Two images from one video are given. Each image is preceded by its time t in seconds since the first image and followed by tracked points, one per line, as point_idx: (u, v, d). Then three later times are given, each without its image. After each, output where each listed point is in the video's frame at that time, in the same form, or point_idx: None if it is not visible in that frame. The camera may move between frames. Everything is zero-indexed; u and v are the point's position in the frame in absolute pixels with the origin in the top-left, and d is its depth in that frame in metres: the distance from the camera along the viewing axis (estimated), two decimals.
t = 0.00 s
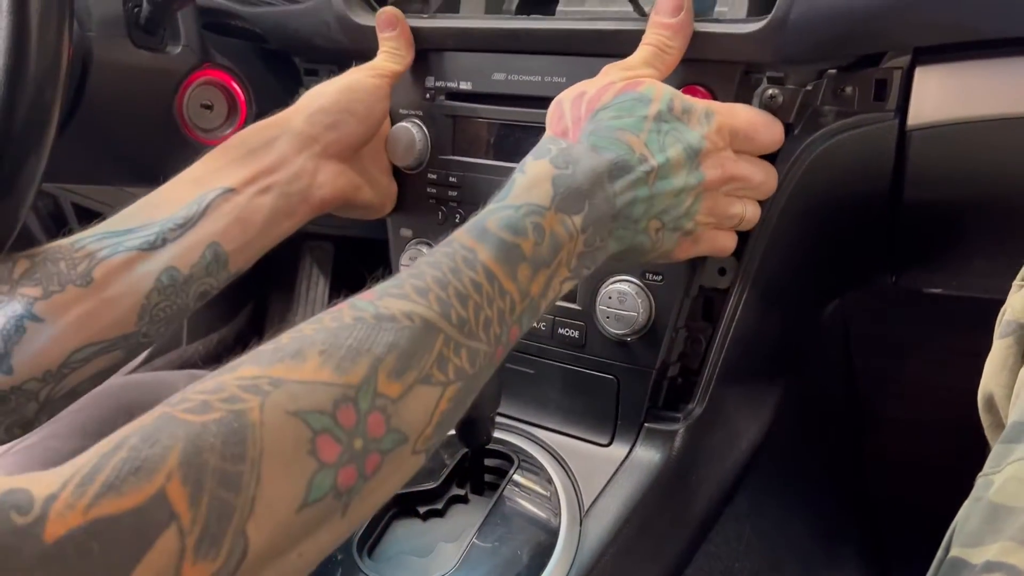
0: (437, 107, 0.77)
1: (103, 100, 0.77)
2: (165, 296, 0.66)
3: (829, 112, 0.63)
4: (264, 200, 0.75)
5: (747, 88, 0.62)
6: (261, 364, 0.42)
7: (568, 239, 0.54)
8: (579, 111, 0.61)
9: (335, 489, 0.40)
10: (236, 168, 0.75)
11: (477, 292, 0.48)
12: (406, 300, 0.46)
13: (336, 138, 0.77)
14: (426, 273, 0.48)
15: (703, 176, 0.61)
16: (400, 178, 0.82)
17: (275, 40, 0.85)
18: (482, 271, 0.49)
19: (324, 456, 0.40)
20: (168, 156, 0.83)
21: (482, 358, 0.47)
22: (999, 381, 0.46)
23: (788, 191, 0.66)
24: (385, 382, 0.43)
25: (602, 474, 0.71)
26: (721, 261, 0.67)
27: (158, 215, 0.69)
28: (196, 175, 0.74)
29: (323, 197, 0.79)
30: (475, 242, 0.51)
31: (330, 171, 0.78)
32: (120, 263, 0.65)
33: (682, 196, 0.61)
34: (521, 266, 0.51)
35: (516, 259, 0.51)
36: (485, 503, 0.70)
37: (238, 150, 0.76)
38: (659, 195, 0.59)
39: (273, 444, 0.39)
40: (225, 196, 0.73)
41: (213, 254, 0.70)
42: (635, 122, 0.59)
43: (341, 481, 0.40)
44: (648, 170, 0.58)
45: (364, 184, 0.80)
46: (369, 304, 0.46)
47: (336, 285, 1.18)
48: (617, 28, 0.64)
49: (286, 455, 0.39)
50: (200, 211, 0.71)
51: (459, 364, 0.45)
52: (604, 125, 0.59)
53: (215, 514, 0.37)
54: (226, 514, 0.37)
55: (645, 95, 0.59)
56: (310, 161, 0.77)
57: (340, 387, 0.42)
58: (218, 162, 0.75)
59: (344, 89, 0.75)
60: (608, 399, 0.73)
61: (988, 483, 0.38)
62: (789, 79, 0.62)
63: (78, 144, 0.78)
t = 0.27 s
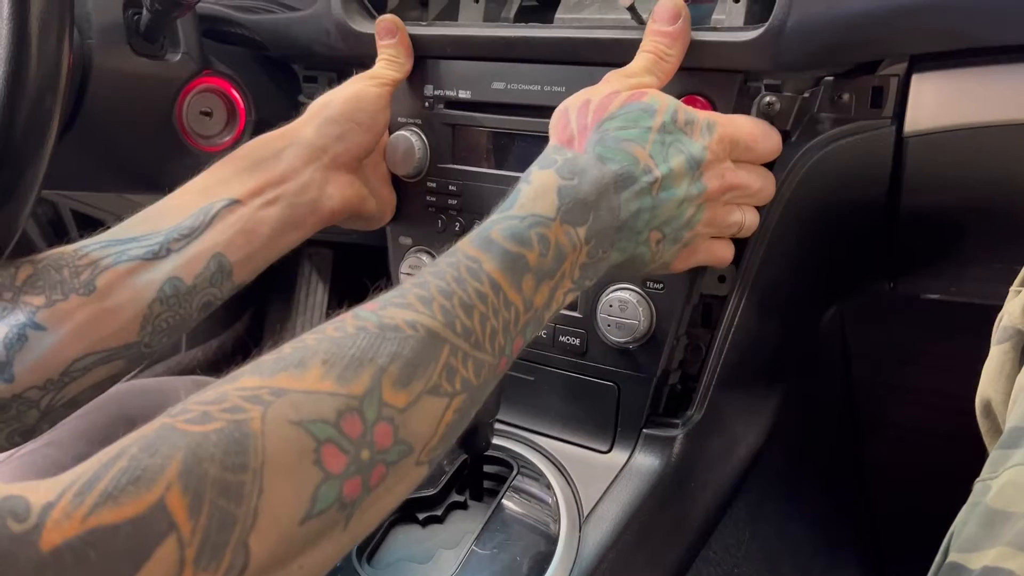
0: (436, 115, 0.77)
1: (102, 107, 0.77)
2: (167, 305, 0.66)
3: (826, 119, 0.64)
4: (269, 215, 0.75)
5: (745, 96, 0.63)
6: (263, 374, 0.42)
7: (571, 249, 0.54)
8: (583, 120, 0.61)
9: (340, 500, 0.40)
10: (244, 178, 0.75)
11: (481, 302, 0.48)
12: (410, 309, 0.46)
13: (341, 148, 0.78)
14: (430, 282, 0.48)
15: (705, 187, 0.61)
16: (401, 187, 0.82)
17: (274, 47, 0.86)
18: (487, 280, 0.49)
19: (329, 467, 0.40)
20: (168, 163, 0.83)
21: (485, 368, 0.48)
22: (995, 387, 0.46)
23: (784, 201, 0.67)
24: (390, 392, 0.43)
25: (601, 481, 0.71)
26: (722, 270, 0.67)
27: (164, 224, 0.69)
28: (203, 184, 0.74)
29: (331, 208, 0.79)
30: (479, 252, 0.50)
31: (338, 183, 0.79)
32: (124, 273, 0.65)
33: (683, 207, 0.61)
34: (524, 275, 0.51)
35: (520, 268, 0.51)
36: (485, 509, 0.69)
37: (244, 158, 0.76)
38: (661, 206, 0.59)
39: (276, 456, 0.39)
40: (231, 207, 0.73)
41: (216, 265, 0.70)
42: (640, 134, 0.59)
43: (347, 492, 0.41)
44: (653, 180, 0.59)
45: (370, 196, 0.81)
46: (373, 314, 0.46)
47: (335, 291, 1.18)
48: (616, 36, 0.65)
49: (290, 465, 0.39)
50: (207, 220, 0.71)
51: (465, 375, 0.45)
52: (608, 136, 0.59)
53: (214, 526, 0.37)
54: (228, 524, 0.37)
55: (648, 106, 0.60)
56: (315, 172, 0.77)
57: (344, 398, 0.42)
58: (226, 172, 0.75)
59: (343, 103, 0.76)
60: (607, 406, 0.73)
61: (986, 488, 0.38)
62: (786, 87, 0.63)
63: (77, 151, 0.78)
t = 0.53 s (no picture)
0: (434, 119, 0.77)
1: (102, 111, 0.77)
2: (160, 311, 0.67)
3: (825, 123, 0.64)
4: (261, 223, 0.76)
5: (743, 100, 0.63)
6: (260, 376, 0.42)
7: (565, 255, 0.54)
8: (579, 126, 0.61)
9: (337, 504, 0.40)
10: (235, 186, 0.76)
11: (476, 308, 0.48)
12: (405, 313, 0.46)
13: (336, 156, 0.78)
14: (425, 288, 0.48)
15: (700, 199, 0.61)
16: (400, 191, 0.82)
17: (274, 52, 0.86)
18: (482, 285, 0.49)
19: (328, 469, 0.40)
20: (168, 167, 0.83)
21: (479, 374, 0.48)
22: (995, 390, 0.46)
23: (782, 207, 0.67)
24: (387, 396, 0.43)
25: (601, 485, 0.71)
26: (720, 276, 0.67)
27: (157, 231, 0.70)
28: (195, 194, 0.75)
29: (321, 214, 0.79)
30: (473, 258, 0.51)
31: (330, 190, 0.79)
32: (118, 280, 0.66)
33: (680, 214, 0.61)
34: (520, 281, 0.51)
35: (515, 274, 0.51)
36: (484, 513, 0.69)
37: (240, 164, 0.77)
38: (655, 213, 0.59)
39: (274, 456, 0.39)
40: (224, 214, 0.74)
41: (209, 272, 0.71)
42: (636, 143, 0.59)
43: (345, 495, 0.41)
44: (644, 191, 0.59)
45: (365, 201, 0.81)
46: (367, 318, 0.46)
47: (334, 295, 1.18)
48: (615, 41, 0.65)
49: (288, 465, 0.39)
50: (200, 228, 0.72)
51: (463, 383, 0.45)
52: (603, 144, 0.59)
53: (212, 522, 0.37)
54: (225, 522, 0.37)
55: (644, 114, 0.60)
56: (310, 180, 0.78)
57: (342, 401, 0.42)
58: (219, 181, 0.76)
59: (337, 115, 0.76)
60: (607, 410, 0.73)
61: (986, 492, 0.38)
62: (785, 91, 0.62)
63: (76, 155, 0.78)
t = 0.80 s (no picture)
0: (434, 120, 0.77)
1: (100, 111, 0.76)
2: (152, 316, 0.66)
3: (825, 123, 0.64)
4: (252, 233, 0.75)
5: (742, 101, 0.63)
6: (264, 394, 0.41)
7: (574, 261, 0.53)
8: (590, 129, 0.60)
9: (344, 524, 0.40)
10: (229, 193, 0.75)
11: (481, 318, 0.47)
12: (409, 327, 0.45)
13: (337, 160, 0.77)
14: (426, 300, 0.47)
15: (713, 206, 0.60)
16: (399, 192, 0.82)
17: (273, 53, 0.86)
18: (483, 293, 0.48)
19: (332, 490, 0.39)
20: (166, 167, 0.83)
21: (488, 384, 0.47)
22: (996, 391, 0.46)
23: (781, 208, 0.67)
24: (393, 414, 0.42)
25: (600, 487, 0.71)
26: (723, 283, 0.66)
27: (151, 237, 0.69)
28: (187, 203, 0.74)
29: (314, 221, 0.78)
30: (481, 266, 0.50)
31: (322, 196, 0.78)
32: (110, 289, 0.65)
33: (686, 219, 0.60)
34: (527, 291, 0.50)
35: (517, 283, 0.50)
36: (482, 516, 0.69)
37: (232, 170, 0.75)
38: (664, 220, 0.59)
39: (279, 476, 0.39)
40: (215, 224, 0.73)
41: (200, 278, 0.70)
42: (647, 148, 0.58)
43: (350, 516, 0.40)
44: (657, 195, 0.58)
45: (357, 207, 0.80)
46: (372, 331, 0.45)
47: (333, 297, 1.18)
48: (614, 41, 0.65)
49: (294, 490, 0.39)
50: (191, 234, 0.71)
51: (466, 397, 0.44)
52: (615, 148, 0.58)
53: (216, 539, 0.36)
54: (231, 545, 0.37)
55: (645, 122, 0.59)
56: (300, 187, 0.77)
57: (346, 420, 0.41)
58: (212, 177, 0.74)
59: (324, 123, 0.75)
60: (606, 412, 0.73)
61: (988, 494, 0.37)
62: (784, 92, 0.62)
63: (75, 156, 0.78)
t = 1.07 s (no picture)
0: (433, 123, 0.77)
1: (97, 114, 0.76)
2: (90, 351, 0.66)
3: (823, 126, 0.64)
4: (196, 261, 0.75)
5: (740, 104, 0.63)
6: (234, 486, 0.40)
7: (603, 328, 0.51)
8: (607, 181, 0.56)
9: None
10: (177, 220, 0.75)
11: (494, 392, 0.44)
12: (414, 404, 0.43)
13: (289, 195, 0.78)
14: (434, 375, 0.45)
15: (735, 241, 0.59)
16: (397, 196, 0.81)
17: (271, 55, 0.86)
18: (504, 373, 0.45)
19: (329, 562, 0.38)
20: (164, 170, 0.83)
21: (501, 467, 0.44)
22: (993, 394, 0.46)
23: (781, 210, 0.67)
24: (383, 511, 0.40)
25: (598, 490, 0.71)
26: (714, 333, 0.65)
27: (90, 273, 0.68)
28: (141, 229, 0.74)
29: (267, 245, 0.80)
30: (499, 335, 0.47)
31: (248, 234, 0.79)
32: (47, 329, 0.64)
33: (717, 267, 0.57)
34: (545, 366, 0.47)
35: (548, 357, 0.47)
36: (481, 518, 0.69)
37: (167, 208, 0.74)
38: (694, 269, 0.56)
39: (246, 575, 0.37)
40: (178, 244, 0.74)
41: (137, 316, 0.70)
42: (670, 202, 0.55)
43: None
44: (687, 245, 0.55)
45: (289, 240, 0.81)
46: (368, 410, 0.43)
47: (331, 298, 1.19)
48: (612, 44, 0.65)
49: None
50: (127, 274, 0.70)
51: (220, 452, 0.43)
52: (640, 200, 0.55)
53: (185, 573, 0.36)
54: None
55: (663, 176, 0.56)
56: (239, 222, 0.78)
57: (329, 517, 0.39)
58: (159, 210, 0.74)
59: (262, 167, 0.76)
60: (604, 415, 0.73)
61: (985, 497, 0.37)
62: (782, 95, 0.63)
63: (72, 159, 0.78)
